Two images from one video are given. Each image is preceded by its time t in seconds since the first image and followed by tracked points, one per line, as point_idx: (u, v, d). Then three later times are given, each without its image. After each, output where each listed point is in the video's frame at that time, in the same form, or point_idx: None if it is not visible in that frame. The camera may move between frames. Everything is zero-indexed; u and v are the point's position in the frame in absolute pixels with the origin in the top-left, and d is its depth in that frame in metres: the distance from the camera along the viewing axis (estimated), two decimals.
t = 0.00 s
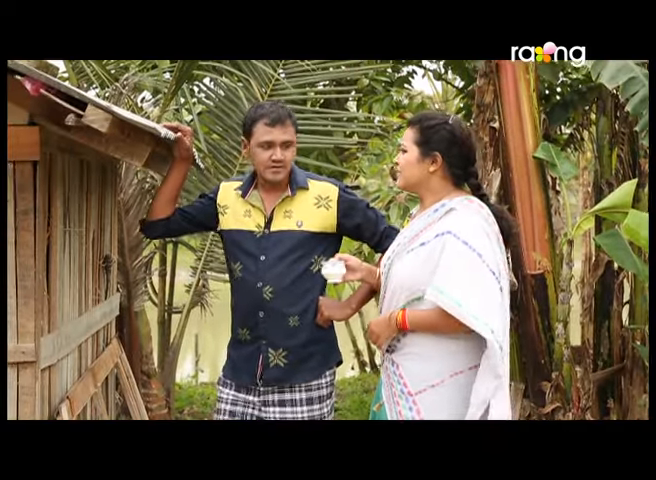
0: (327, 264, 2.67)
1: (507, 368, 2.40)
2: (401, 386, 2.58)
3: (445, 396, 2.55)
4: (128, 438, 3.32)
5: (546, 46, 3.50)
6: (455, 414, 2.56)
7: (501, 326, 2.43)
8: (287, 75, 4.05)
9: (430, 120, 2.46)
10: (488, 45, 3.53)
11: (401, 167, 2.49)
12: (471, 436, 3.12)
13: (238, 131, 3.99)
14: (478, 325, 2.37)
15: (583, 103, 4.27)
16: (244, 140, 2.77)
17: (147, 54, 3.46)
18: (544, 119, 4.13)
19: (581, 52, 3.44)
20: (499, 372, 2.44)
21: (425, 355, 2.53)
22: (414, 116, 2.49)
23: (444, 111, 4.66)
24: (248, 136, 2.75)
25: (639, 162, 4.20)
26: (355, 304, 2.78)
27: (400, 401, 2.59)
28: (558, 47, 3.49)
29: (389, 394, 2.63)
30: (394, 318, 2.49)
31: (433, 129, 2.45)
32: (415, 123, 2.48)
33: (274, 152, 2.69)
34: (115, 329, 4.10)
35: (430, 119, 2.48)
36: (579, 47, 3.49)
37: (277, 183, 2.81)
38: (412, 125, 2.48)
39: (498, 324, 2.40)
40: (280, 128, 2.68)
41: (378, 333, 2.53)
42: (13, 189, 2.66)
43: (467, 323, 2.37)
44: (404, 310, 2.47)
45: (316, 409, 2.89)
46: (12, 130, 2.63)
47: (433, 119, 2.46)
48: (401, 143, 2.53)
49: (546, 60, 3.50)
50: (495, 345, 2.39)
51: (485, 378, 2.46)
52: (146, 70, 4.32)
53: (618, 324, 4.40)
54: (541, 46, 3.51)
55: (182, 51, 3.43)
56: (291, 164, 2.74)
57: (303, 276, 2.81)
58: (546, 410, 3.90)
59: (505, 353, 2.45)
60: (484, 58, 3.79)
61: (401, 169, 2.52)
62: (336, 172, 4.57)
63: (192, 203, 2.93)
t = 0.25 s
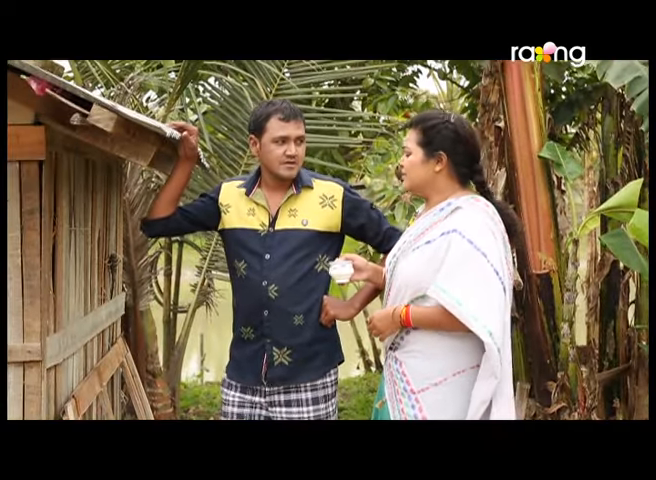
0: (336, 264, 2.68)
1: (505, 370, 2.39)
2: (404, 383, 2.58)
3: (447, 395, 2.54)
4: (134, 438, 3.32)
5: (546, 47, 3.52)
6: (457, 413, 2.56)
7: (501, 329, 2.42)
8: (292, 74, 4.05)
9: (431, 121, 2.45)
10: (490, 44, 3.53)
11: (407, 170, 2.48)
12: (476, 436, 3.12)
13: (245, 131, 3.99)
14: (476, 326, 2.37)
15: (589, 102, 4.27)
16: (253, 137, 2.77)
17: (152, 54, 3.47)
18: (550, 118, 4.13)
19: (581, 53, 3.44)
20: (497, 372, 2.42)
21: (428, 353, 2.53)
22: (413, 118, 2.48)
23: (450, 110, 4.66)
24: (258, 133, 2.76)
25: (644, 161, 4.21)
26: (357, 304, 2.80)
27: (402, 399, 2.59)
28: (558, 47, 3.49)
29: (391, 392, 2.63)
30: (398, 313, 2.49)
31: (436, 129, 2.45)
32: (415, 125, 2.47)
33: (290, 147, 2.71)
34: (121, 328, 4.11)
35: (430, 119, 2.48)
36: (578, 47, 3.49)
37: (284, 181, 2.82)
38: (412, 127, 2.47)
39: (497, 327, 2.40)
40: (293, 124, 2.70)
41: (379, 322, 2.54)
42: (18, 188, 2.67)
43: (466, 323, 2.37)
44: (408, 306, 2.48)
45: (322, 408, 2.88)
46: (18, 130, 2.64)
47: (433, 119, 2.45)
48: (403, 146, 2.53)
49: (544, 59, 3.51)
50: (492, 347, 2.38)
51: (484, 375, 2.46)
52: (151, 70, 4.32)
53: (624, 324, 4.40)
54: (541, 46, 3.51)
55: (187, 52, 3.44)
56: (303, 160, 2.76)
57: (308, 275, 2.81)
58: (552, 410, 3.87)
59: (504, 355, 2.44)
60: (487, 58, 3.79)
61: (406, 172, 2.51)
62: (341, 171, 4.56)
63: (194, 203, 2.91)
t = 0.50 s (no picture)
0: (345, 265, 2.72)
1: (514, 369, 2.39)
2: (408, 381, 2.59)
3: (453, 393, 2.54)
4: (137, 438, 3.32)
5: (546, 47, 3.49)
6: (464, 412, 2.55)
7: (508, 328, 2.42)
8: (295, 74, 4.05)
9: (428, 124, 2.44)
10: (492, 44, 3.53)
11: (413, 177, 2.47)
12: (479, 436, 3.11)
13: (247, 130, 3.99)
14: (483, 325, 2.37)
15: (592, 101, 4.28)
16: (257, 135, 2.77)
17: (155, 54, 3.47)
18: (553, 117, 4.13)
19: (582, 54, 3.44)
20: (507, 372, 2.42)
21: (433, 351, 2.53)
22: (409, 124, 2.46)
23: (453, 110, 4.65)
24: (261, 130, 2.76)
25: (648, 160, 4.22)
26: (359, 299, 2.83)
27: (406, 397, 2.59)
28: (559, 48, 3.49)
29: (395, 390, 2.64)
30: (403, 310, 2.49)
31: (435, 132, 2.44)
32: (413, 131, 2.46)
33: (293, 143, 2.71)
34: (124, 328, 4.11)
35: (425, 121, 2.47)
36: (580, 47, 3.49)
37: (288, 177, 2.81)
38: (410, 134, 2.46)
39: (504, 326, 2.39)
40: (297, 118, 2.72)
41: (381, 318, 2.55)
42: (22, 187, 2.67)
43: (472, 322, 2.37)
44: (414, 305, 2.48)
45: (321, 406, 2.88)
46: (22, 129, 2.64)
47: (428, 121, 2.44)
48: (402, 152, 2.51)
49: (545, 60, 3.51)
50: (498, 345, 2.38)
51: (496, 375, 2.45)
52: (154, 69, 4.32)
53: (628, 323, 4.39)
54: (541, 46, 3.51)
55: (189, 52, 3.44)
56: (306, 156, 2.77)
57: (310, 271, 2.80)
58: (555, 409, 3.90)
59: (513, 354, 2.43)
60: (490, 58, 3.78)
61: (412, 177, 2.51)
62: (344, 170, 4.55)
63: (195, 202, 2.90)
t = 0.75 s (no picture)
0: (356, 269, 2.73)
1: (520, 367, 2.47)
2: (411, 381, 2.64)
3: (456, 392, 2.61)
4: (137, 438, 3.31)
5: (546, 47, 3.52)
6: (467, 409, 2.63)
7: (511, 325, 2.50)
8: (296, 73, 4.06)
9: (432, 124, 2.51)
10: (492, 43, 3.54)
11: (418, 176, 2.54)
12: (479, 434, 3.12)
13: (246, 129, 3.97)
14: (487, 323, 2.45)
15: (593, 100, 4.29)
16: (254, 132, 2.77)
17: (155, 54, 3.48)
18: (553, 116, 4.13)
19: (581, 54, 3.46)
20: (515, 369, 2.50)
21: (437, 350, 2.59)
22: (412, 124, 2.53)
23: (454, 109, 4.66)
24: (259, 128, 2.76)
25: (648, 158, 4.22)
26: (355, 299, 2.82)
27: (409, 396, 2.65)
28: (559, 47, 3.50)
29: (397, 389, 2.69)
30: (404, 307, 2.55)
31: (438, 131, 2.51)
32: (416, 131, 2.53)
33: (290, 141, 2.73)
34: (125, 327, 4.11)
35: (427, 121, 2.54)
36: (579, 47, 3.51)
37: (285, 175, 2.81)
38: (414, 134, 2.53)
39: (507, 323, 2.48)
40: (295, 117, 2.73)
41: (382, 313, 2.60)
42: (23, 186, 2.67)
43: (476, 320, 2.46)
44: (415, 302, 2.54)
45: (317, 405, 2.88)
46: (22, 128, 2.64)
47: (431, 121, 2.52)
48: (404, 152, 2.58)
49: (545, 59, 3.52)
50: (503, 343, 2.46)
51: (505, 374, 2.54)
52: (155, 68, 4.33)
53: (628, 322, 4.39)
54: (541, 46, 3.53)
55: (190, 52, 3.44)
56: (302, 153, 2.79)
57: (307, 270, 2.81)
58: (555, 408, 3.96)
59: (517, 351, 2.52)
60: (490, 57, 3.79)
61: (415, 177, 2.57)
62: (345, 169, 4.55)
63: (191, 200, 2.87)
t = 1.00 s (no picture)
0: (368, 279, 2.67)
1: (521, 364, 2.47)
2: (414, 380, 2.63)
3: (459, 391, 2.60)
4: (137, 437, 3.31)
5: (546, 47, 3.52)
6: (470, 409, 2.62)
7: (514, 323, 2.49)
8: (295, 71, 4.04)
9: (438, 122, 2.51)
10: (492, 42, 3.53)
11: (423, 174, 2.54)
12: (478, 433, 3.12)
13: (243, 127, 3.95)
14: (488, 320, 2.44)
15: (593, 99, 4.29)
16: (251, 130, 2.76)
17: (154, 53, 3.47)
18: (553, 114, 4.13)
19: (582, 54, 3.45)
20: (517, 368, 2.50)
21: (440, 349, 2.59)
22: (418, 123, 2.53)
23: (453, 108, 4.66)
24: (256, 125, 2.76)
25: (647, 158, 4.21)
26: (352, 299, 2.81)
27: (411, 395, 2.63)
28: (559, 47, 3.50)
29: (399, 389, 2.67)
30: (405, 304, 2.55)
31: (445, 129, 2.51)
32: (421, 129, 2.53)
33: (287, 139, 2.73)
34: (124, 325, 4.11)
35: (432, 119, 2.54)
36: (579, 47, 3.50)
37: (282, 173, 2.81)
38: (420, 132, 2.52)
39: (509, 321, 2.47)
40: (292, 115, 2.73)
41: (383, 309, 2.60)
42: (22, 185, 2.67)
43: (477, 318, 2.45)
44: (417, 300, 2.54)
45: (314, 403, 2.87)
46: (21, 127, 2.64)
47: (438, 119, 2.51)
48: (407, 150, 2.57)
49: (545, 59, 3.52)
50: (504, 340, 2.46)
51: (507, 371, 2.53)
52: (154, 67, 4.32)
53: (627, 321, 4.40)
54: (541, 46, 3.53)
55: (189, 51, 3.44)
56: (299, 151, 2.78)
57: (304, 268, 2.80)
58: (554, 407, 3.98)
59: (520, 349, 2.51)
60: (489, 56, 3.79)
61: (420, 176, 2.56)
62: (344, 169, 4.55)
63: (187, 198, 2.87)
